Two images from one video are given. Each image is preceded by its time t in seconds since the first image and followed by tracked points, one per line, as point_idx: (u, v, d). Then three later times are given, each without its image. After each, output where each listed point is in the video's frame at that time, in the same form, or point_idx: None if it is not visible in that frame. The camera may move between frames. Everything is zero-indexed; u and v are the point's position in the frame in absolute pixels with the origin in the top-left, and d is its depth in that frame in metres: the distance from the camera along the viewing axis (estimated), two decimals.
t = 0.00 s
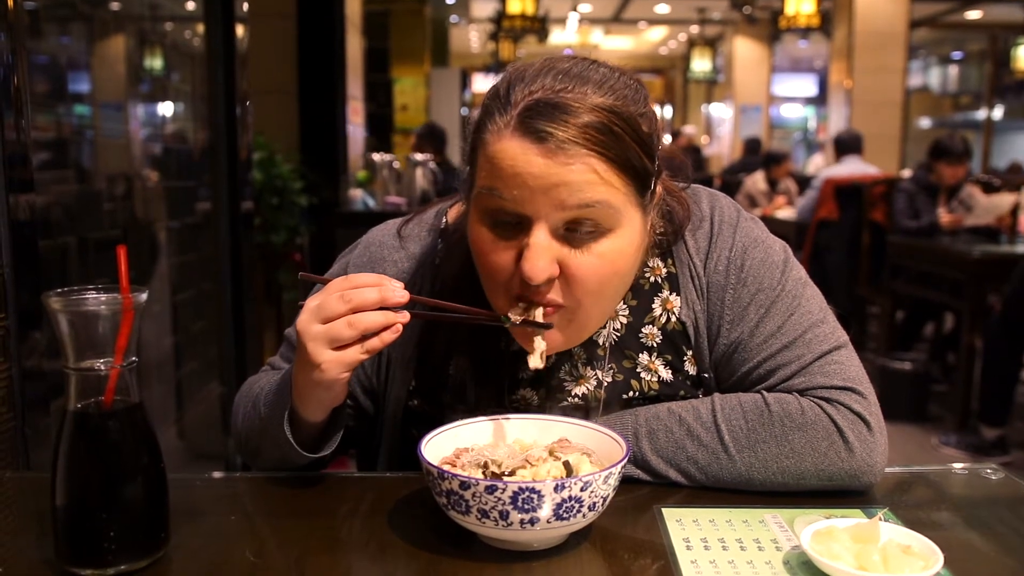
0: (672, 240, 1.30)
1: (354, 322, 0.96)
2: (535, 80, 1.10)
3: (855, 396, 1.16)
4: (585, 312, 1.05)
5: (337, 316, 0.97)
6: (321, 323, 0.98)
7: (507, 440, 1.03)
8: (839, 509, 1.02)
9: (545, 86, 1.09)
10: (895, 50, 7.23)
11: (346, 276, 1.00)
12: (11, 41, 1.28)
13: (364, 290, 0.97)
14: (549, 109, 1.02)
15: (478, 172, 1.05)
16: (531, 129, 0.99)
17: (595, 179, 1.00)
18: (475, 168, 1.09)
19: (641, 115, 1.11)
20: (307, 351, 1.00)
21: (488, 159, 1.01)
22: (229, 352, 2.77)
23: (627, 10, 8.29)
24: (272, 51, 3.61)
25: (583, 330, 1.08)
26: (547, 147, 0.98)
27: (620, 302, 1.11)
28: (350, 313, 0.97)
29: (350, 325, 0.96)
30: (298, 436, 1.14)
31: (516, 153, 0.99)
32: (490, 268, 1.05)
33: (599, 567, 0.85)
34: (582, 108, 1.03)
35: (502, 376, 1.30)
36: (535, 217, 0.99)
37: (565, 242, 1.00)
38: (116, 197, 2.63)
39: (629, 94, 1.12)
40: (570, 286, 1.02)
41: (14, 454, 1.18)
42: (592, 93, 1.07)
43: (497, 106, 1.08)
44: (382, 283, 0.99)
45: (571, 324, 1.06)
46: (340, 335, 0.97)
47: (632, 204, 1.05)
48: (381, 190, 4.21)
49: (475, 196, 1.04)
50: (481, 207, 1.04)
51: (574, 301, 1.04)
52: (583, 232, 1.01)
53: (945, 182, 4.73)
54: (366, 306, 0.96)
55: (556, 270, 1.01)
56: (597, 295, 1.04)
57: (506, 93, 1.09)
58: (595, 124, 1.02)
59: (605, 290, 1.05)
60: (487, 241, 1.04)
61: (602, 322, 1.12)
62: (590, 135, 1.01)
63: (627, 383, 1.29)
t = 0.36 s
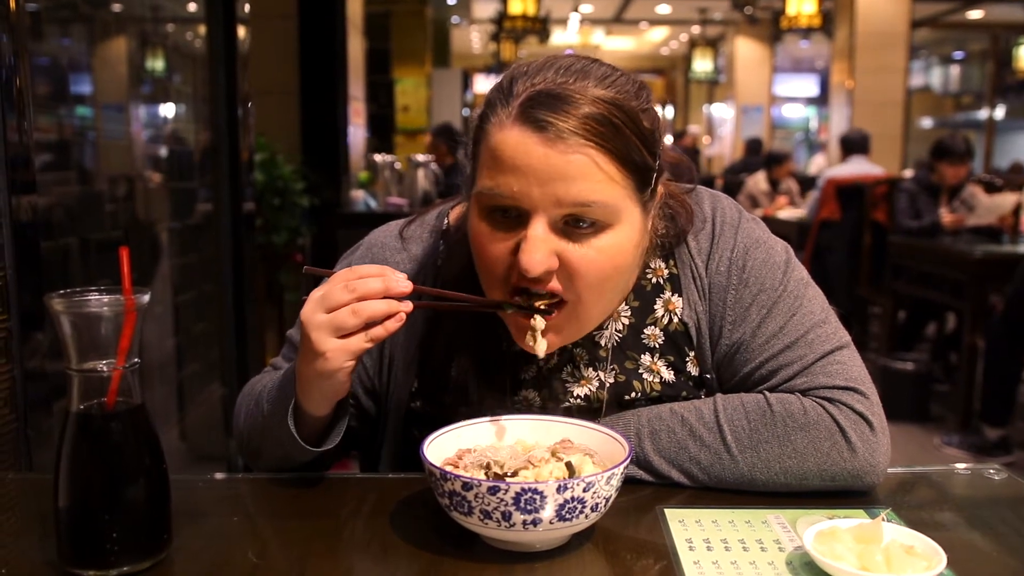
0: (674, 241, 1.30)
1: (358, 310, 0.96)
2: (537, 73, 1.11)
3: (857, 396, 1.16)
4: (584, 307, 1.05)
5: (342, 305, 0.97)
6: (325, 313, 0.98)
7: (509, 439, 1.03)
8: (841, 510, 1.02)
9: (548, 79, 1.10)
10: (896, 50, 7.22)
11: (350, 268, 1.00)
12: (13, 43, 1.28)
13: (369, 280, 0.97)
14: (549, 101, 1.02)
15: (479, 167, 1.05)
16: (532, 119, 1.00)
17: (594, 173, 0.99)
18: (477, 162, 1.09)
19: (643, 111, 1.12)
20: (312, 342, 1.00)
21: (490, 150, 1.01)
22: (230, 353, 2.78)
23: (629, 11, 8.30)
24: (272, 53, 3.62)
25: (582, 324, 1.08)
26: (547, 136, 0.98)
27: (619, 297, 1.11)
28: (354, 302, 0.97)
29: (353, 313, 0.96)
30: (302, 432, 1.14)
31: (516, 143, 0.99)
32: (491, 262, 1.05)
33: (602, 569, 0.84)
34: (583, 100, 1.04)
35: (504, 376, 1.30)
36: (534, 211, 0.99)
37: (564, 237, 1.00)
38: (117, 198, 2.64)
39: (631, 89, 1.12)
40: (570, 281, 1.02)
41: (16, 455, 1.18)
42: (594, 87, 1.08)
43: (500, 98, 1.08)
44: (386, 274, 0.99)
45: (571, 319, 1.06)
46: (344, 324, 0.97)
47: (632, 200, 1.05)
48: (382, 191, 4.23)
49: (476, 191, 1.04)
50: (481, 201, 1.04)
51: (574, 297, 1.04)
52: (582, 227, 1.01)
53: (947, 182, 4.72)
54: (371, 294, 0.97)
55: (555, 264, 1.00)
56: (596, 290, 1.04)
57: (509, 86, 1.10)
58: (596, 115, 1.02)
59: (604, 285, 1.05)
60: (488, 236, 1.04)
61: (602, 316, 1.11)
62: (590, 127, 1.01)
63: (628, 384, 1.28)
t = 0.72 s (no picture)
0: (673, 243, 1.31)
1: (359, 304, 0.97)
2: (540, 71, 1.11)
3: (855, 398, 1.16)
4: (582, 306, 1.06)
5: (342, 299, 0.98)
6: (325, 306, 0.99)
7: (507, 442, 1.03)
8: (841, 513, 1.02)
9: (550, 77, 1.10)
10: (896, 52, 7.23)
11: (353, 265, 1.02)
12: (14, 45, 1.28)
13: (371, 276, 0.98)
14: (550, 99, 1.02)
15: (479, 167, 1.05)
16: (532, 117, 1.00)
17: (593, 174, 0.99)
18: (478, 162, 1.09)
19: (646, 109, 1.12)
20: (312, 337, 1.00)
21: (491, 149, 1.02)
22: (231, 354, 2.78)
23: (628, 13, 8.31)
24: (270, 54, 3.62)
25: (583, 323, 1.09)
26: (546, 135, 0.98)
27: (619, 295, 1.12)
28: (355, 295, 0.97)
29: (353, 306, 0.97)
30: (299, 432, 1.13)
31: (515, 142, 0.99)
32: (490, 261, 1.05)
33: (601, 571, 0.85)
34: (584, 99, 1.04)
35: (504, 377, 1.30)
36: (533, 211, 0.99)
37: (563, 236, 1.00)
38: (117, 200, 2.64)
39: (633, 86, 1.12)
40: (571, 281, 1.03)
41: (16, 457, 1.18)
42: (595, 85, 1.08)
43: (502, 96, 1.08)
44: (388, 271, 1.00)
45: (571, 318, 1.06)
46: (344, 317, 0.98)
47: (632, 200, 1.05)
48: (382, 193, 4.23)
49: (477, 191, 1.05)
50: (483, 201, 1.04)
51: (574, 296, 1.04)
52: (582, 227, 1.01)
53: (946, 185, 4.73)
54: (372, 289, 0.98)
55: (554, 263, 1.01)
56: (594, 289, 1.04)
57: (511, 84, 1.10)
58: (596, 114, 1.02)
59: (604, 284, 1.05)
60: (488, 235, 1.04)
61: (603, 314, 1.12)
62: (589, 126, 1.01)
63: (627, 386, 1.28)
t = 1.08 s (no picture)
0: (674, 245, 1.31)
1: (367, 298, 0.98)
2: (547, 74, 1.11)
3: (856, 400, 1.16)
4: (582, 309, 1.06)
5: (350, 295, 0.99)
6: (332, 301, 0.99)
7: (509, 444, 1.04)
8: (841, 514, 1.02)
9: (557, 80, 1.10)
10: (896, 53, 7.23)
11: (360, 265, 1.03)
12: (15, 47, 1.28)
13: (379, 272, 1.00)
14: (557, 103, 1.02)
15: (484, 169, 1.05)
16: (538, 122, 1.00)
17: (597, 179, 1.00)
18: (482, 164, 1.09)
19: (652, 115, 1.12)
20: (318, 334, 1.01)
21: (496, 152, 1.02)
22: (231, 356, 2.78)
23: (628, 14, 8.31)
24: (270, 55, 3.62)
25: (583, 325, 1.09)
26: (551, 140, 0.98)
27: (620, 299, 1.12)
28: (363, 291, 0.99)
29: (360, 301, 0.98)
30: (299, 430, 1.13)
31: (521, 145, 0.99)
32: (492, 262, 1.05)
33: (601, 572, 0.85)
34: (591, 104, 1.04)
35: (504, 378, 1.30)
36: (536, 214, 0.99)
37: (566, 239, 1.00)
38: (117, 202, 2.64)
39: (640, 93, 1.12)
40: (572, 283, 1.03)
41: (16, 458, 1.18)
42: (602, 90, 1.08)
43: (509, 99, 1.08)
44: (395, 270, 1.01)
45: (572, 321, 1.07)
46: (350, 312, 0.99)
47: (635, 204, 1.05)
48: (382, 194, 4.24)
49: (481, 193, 1.05)
50: (486, 203, 1.04)
51: (575, 298, 1.04)
52: (585, 230, 1.01)
53: (947, 185, 4.73)
54: (380, 285, 0.99)
55: (557, 266, 1.01)
56: (596, 292, 1.05)
57: (518, 87, 1.10)
58: (602, 119, 1.02)
59: (606, 287, 1.05)
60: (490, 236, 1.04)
61: (604, 317, 1.12)
62: (594, 131, 1.01)
63: (627, 387, 1.29)
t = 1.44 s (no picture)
0: (675, 246, 1.31)
1: (352, 326, 0.96)
2: (548, 74, 1.12)
3: (856, 399, 1.16)
4: (587, 311, 1.06)
5: (336, 317, 0.97)
6: (320, 324, 0.98)
7: (510, 443, 1.04)
8: (841, 514, 1.02)
9: (558, 80, 1.10)
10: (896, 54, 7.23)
11: (350, 278, 1.01)
12: (14, 47, 1.29)
13: (366, 293, 0.97)
14: (561, 103, 1.02)
15: (486, 169, 1.05)
16: (542, 122, 1.00)
17: (602, 179, 1.00)
18: (484, 163, 1.09)
19: (653, 115, 1.12)
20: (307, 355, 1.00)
21: (500, 152, 1.02)
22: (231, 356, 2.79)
23: (627, 14, 8.31)
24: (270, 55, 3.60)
25: (586, 328, 1.09)
26: (556, 140, 0.99)
27: (624, 299, 1.12)
28: (349, 314, 0.97)
29: (346, 327, 0.96)
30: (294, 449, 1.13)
31: (525, 146, 0.99)
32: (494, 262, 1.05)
33: (601, 572, 0.85)
34: (594, 104, 1.04)
35: (503, 376, 1.30)
36: (541, 215, 0.99)
37: (571, 239, 1.01)
38: (117, 202, 2.64)
39: (642, 92, 1.12)
40: (576, 284, 1.03)
41: (17, 458, 1.18)
42: (604, 90, 1.08)
43: (510, 99, 1.08)
44: (384, 286, 0.99)
45: (576, 322, 1.07)
46: (336, 336, 0.97)
47: (639, 204, 1.05)
48: (382, 195, 4.24)
49: (484, 194, 1.04)
50: (489, 204, 1.04)
51: (579, 299, 1.04)
52: (589, 231, 1.01)
53: (946, 185, 4.72)
54: (367, 307, 0.97)
55: (562, 267, 1.01)
56: (600, 292, 1.04)
57: (519, 87, 1.10)
58: (605, 119, 1.02)
59: (611, 287, 1.05)
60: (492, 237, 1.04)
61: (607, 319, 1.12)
62: (598, 131, 1.01)
63: (627, 388, 1.29)
